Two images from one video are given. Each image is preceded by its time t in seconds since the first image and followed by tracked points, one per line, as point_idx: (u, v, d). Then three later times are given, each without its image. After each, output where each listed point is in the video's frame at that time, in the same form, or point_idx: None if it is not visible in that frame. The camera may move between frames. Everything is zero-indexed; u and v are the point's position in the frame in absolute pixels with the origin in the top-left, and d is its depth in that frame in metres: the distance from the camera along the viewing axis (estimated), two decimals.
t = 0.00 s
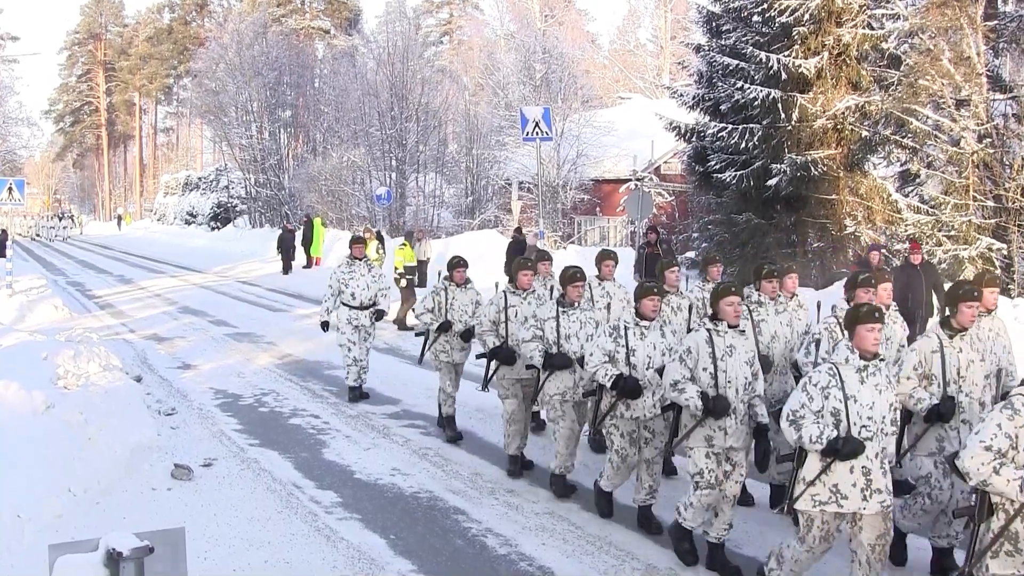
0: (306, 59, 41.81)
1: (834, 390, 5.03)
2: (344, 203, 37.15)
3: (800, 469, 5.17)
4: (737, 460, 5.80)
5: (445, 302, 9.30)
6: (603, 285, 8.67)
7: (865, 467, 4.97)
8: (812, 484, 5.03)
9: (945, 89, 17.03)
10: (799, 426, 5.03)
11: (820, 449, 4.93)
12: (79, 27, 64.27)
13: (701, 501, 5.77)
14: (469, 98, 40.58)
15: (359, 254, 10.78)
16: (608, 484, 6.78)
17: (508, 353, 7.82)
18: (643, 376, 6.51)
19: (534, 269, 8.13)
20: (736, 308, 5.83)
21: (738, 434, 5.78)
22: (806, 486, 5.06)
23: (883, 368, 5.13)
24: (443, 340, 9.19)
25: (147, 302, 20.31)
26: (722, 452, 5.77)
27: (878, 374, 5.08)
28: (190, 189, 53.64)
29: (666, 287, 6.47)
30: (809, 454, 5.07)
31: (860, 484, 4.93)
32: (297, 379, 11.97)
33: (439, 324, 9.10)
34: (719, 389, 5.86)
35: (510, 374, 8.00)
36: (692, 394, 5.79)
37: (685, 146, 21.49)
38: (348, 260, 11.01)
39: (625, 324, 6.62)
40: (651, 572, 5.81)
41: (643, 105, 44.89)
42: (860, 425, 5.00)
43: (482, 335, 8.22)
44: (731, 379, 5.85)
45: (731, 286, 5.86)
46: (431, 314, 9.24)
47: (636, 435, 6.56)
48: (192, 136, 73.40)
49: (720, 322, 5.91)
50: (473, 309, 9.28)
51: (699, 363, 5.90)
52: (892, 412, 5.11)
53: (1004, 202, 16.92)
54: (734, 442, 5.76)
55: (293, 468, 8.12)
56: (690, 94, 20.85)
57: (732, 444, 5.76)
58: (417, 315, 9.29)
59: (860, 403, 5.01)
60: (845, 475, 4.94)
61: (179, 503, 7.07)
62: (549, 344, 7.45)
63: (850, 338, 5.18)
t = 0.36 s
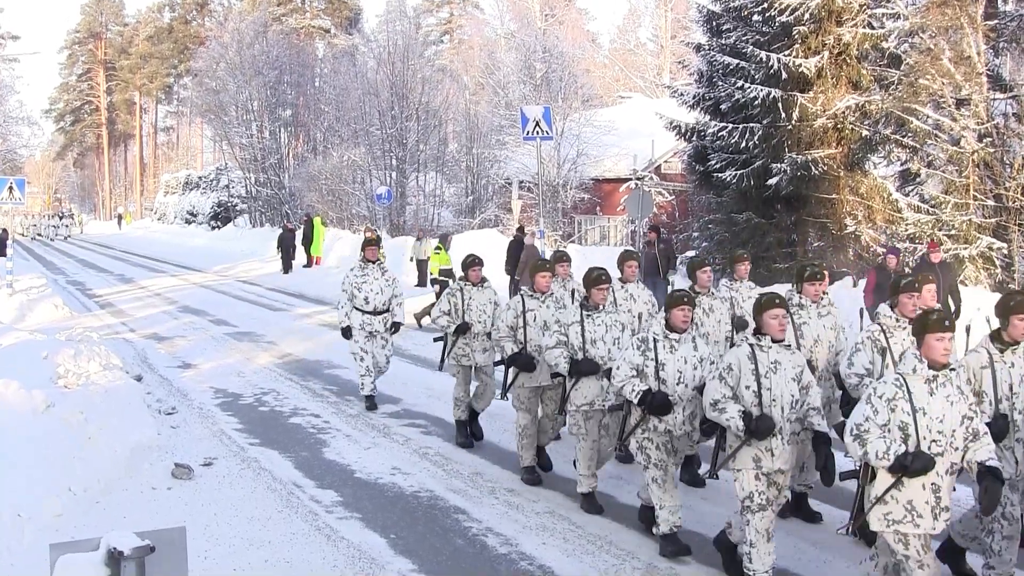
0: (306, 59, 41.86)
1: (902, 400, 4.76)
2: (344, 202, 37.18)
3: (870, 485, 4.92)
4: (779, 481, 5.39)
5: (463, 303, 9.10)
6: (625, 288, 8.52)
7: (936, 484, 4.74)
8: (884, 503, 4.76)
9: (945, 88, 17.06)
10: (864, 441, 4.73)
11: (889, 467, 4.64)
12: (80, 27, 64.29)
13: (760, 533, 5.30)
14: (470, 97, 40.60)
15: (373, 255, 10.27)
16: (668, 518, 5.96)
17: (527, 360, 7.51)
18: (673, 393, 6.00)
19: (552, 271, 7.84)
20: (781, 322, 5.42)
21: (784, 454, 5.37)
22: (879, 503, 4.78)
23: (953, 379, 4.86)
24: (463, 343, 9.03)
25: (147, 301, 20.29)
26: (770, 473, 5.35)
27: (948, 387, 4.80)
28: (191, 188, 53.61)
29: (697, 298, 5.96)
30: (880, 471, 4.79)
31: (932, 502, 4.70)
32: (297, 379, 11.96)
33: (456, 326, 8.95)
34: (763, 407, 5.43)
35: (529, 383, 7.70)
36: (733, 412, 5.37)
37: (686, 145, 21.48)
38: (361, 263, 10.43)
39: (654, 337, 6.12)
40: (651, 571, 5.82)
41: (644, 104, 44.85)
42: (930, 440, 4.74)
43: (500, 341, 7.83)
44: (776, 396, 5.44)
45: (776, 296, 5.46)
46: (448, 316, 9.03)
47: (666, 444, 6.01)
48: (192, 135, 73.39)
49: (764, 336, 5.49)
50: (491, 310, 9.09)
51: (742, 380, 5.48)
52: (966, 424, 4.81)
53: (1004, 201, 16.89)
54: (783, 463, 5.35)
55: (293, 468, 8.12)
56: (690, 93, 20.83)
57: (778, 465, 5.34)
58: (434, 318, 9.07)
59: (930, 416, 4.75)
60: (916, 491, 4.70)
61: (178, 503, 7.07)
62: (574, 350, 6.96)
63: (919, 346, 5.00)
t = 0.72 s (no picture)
0: (306, 59, 41.88)
1: (987, 404, 4.50)
2: (345, 203, 37.21)
3: (943, 496, 4.69)
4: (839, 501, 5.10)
5: (487, 312, 8.86)
6: (660, 295, 8.53)
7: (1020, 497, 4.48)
8: (963, 516, 4.54)
9: (945, 87, 17.10)
10: (944, 447, 4.48)
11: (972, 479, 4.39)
12: (79, 28, 64.27)
13: (775, 551, 5.20)
14: (470, 97, 40.63)
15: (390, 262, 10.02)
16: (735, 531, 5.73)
17: (555, 369, 7.23)
18: (712, 401, 5.77)
19: (583, 278, 7.59)
20: (847, 334, 5.13)
21: (839, 477, 5.08)
22: (951, 516, 4.58)
23: None
24: (485, 353, 8.72)
25: (147, 302, 20.28)
26: (821, 496, 5.09)
27: None
28: (191, 189, 53.59)
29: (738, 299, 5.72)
30: (958, 479, 4.55)
31: (1015, 519, 4.44)
32: (298, 380, 11.95)
33: (479, 336, 8.67)
34: (823, 425, 5.14)
35: (557, 395, 7.46)
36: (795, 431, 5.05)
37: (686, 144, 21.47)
38: (379, 268, 10.13)
39: (693, 341, 5.87)
40: (652, 571, 5.82)
41: (644, 104, 44.86)
42: (1014, 449, 4.49)
43: (527, 349, 7.56)
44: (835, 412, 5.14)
45: (838, 306, 5.16)
46: (471, 326, 8.80)
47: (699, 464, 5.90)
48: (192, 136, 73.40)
49: (827, 348, 5.17)
50: (517, 321, 8.85)
51: (804, 396, 5.17)
52: None
53: (1004, 200, 17.03)
54: (839, 485, 5.07)
55: (294, 468, 8.12)
56: (690, 93, 20.80)
57: (830, 487, 5.06)
58: (457, 326, 8.85)
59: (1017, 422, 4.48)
60: (995, 505, 4.47)
61: (179, 504, 7.08)
62: (605, 362, 6.73)
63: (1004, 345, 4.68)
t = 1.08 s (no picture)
0: (307, 60, 41.93)
1: None
2: (345, 203, 37.25)
3: None
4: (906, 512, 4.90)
5: (507, 318, 8.34)
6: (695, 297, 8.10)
7: None
8: None
9: (946, 88, 17.10)
10: None
11: None
12: (81, 28, 64.31)
13: (886, 571, 4.81)
14: (471, 98, 40.71)
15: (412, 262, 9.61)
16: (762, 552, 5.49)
17: (580, 376, 6.81)
18: (769, 409, 5.40)
19: (608, 281, 7.12)
20: (917, 332, 4.95)
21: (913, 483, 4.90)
22: None
23: None
24: (504, 361, 8.16)
25: (149, 302, 20.28)
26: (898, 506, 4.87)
27: None
28: (191, 189, 53.59)
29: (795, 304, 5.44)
30: None
31: None
32: (298, 381, 11.93)
33: (500, 342, 8.13)
34: (895, 431, 4.93)
35: (581, 402, 6.99)
36: (861, 435, 4.88)
37: (688, 145, 21.44)
38: (399, 268, 9.69)
39: (746, 345, 5.52)
40: (653, 572, 5.81)
41: (645, 105, 44.92)
42: None
43: (550, 356, 7.12)
44: (905, 417, 4.95)
45: (906, 305, 4.98)
46: (491, 331, 8.30)
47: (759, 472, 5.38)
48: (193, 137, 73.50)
49: (896, 348, 5.02)
50: (538, 324, 8.32)
51: (874, 399, 4.97)
52: None
53: (1006, 202, 17.03)
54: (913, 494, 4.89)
55: (295, 469, 8.12)
56: (691, 94, 20.77)
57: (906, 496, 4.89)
58: (476, 331, 8.35)
59: None
60: None
61: (179, 503, 7.08)
62: (640, 367, 6.41)
63: None
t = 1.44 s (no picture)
0: (306, 61, 41.96)
1: None
2: (345, 205, 37.22)
3: None
4: (995, 545, 4.48)
5: (524, 322, 8.02)
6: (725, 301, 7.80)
7: None
8: None
9: (945, 87, 17.09)
10: None
11: None
12: (80, 31, 64.27)
13: None
14: (470, 99, 40.76)
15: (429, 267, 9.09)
16: None
17: (606, 387, 6.55)
18: (822, 430, 5.03)
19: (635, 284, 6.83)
20: (995, 347, 4.51)
21: (997, 514, 4.47)
22: None
23: None
24: (524, 367, 7.90)
25: (148, 304, 20.26)
26: (977, 539, 4.47)
27: None
28: (191, 191, 53.50)
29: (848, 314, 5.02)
30: None
31: None
32: (298, 383, 11.90)
33: (518, 348, 7.85)
34: (974, 456, 4.50)
35: (607, 413, 6.71)
36: (938, 462, 4.45)
37: (688, 145, 21.39)
38: (415, 274, 9.22)
39: (795, 362, 5.11)
40: (654, 573, 5.80)
41: (644, 105, 44.98)
42: None
43: (575, 364, 6.86)
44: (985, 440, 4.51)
45: (986, 319, 4.53)
46: (508, 337, 7.99)
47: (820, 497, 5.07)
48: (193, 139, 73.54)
49: (972, 364, 4.59)
50: (557, 329, 8.01)
51: (947, 420, 4.53)
52: None
53: (1005, 201, 17.05)
54: (997, 525, 4.46)
55: (295, 470, 8.12)
56: (690, 94, 20.75)
57: (989, 526, 4.46)
58: (493, 338, 8.07)
59: None
60: None
61: (179, 505, 7.09)
62: (674, 382, 5.86)
63: None
